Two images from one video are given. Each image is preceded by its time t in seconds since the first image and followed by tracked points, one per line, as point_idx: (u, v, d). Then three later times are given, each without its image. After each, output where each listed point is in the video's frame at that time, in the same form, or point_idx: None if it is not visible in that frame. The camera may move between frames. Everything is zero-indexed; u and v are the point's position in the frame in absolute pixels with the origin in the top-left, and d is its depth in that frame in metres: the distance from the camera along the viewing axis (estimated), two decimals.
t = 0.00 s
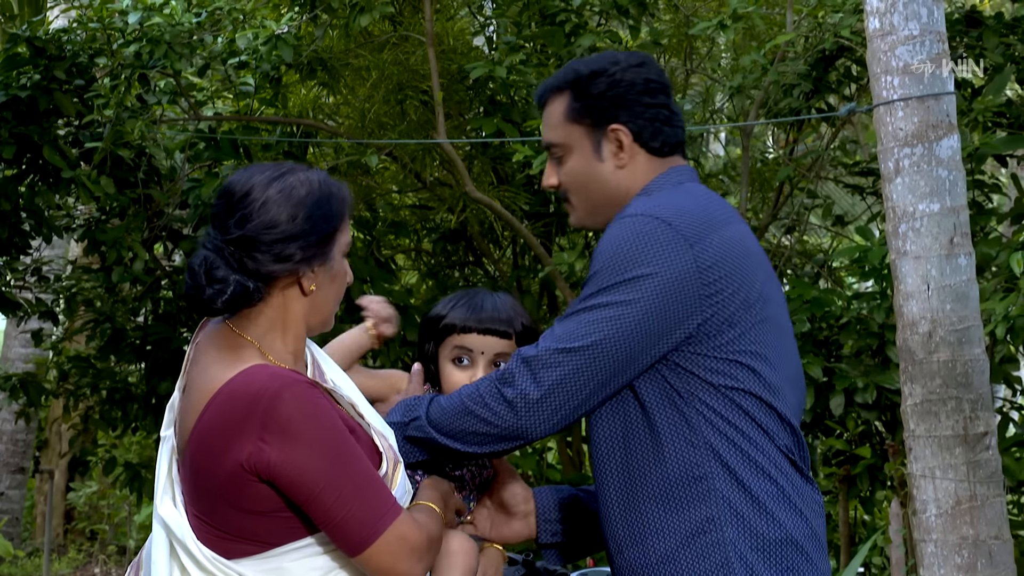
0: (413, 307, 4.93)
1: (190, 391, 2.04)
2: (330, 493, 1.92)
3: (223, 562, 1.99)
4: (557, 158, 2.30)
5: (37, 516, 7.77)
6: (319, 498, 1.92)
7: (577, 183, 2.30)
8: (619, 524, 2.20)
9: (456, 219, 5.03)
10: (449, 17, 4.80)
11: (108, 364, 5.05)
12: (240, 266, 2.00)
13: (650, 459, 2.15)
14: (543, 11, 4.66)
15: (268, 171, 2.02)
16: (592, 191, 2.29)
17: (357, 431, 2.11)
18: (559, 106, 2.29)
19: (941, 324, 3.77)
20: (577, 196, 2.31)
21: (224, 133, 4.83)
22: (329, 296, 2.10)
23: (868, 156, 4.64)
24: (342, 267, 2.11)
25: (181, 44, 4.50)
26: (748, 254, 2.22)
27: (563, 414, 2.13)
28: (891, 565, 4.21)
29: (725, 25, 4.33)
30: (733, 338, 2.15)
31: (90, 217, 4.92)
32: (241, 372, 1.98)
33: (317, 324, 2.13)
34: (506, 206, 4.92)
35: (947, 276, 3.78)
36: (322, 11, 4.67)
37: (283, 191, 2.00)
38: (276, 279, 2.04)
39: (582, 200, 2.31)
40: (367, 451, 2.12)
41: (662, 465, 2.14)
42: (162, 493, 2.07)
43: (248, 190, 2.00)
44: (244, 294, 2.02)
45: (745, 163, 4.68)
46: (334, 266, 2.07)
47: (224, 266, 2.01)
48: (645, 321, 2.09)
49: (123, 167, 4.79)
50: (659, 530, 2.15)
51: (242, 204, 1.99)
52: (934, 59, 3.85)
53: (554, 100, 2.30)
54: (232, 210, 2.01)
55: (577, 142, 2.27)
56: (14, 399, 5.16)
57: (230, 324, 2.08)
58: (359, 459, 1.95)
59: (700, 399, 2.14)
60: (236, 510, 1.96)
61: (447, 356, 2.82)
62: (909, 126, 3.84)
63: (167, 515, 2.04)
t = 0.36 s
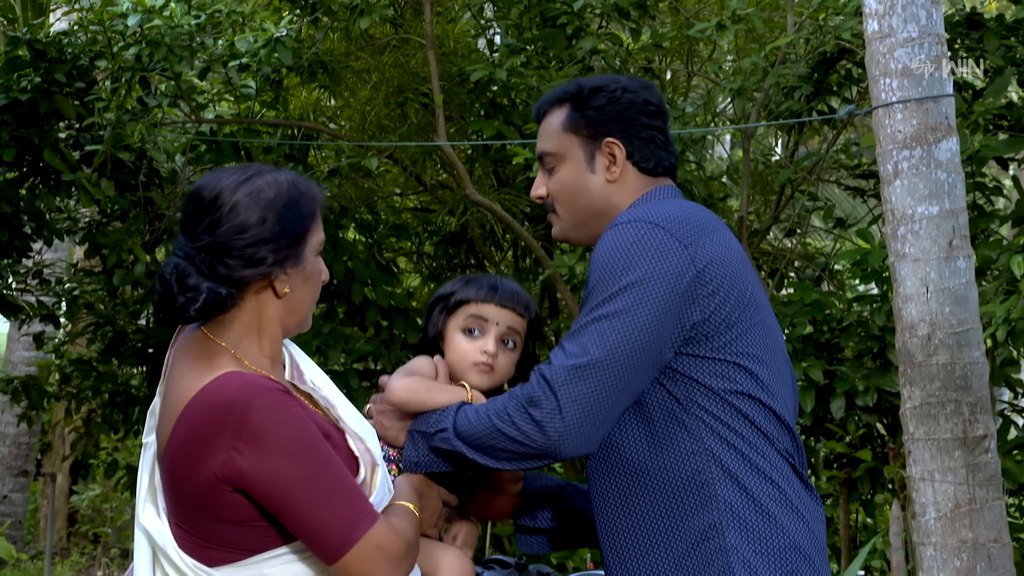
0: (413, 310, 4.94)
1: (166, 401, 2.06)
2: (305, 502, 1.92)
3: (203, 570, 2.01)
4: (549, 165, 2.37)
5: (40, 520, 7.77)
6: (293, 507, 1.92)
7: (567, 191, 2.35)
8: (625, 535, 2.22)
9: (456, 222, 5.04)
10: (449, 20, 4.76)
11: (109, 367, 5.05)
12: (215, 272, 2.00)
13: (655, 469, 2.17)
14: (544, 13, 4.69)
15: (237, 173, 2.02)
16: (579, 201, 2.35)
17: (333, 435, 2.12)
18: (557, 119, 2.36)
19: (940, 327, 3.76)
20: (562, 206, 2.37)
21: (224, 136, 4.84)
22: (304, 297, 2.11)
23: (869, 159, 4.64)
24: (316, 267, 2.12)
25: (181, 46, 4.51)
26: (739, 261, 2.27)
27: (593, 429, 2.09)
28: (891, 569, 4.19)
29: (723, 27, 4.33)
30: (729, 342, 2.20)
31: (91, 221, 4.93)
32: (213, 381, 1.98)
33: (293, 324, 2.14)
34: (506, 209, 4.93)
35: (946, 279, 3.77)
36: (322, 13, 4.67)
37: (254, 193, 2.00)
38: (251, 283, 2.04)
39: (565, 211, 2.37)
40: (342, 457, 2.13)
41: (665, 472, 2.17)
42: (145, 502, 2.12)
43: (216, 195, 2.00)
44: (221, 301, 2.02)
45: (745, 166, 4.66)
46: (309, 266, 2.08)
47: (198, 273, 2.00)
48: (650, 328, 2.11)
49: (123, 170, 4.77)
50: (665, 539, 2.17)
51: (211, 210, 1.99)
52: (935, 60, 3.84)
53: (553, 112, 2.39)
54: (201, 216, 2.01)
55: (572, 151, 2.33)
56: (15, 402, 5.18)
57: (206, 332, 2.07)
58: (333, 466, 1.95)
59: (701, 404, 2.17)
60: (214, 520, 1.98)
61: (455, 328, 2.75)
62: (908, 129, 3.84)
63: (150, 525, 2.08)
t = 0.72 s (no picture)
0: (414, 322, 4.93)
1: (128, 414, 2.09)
2: (250, 511, 1.90)
3: None
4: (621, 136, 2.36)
5: (44, 532, 7.75)
6: (237, 515, 1.90)
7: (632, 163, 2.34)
8: (635, 537, 2.23)
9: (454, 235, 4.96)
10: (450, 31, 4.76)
11: (111, 380, 5.04)
12: (167, 281, 2.02)
13: (689, 476, 2.19)
14: (545, 25, 4.65)
15: (184, 182, 2.05)
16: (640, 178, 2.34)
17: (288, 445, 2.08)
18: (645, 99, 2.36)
19: (938, 339, 3.75)
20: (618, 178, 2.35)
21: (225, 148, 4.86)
22: (260, 301, 2.10)
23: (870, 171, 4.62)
24: (275, 270, 2.11)
25: (181, 59, 4.55)
26: (794, 288, 2.29)
27: (649, 431, 2.09)
28: None
29: (724, 39, 4.33)
30: (776, 369, 2.24)
31: (93, 233, 4.95)
32: (160, 389, 1.99)
33: (255, 328, 2.14)
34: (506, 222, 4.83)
35: (945, 291, 3.77)
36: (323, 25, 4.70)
37: (198, 201, 2.01)
38: (202, 289, 2.04)
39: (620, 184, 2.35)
40: (299, 470, 2.07)
41: (693, 480, 2.19)
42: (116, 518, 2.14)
43: (165, 206, 2.02)
44: (172, 310, 2.03)
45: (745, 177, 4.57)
46: (263, 269, 2.08)
47: (150, 284, 2.03)
48: (717, 342, 2.11)
49: (124, 182, 4.76)
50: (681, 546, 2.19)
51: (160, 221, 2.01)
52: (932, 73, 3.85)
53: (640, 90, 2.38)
54: (151, 227, 2.04)
55: (648, 130, 2.33)
56: (17, 414, 5.18)
57: (161, 343, 2.09)
58: (282, 474, 1.93)
59: (737, 423, 2.20)
60: (167, 531, 1.97)
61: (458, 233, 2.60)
62: (907, 141, 3.84)
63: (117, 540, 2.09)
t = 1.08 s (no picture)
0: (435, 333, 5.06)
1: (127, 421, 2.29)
2: (227, 514, 2.07)
3: None
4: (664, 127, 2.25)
5: (78, 537, 7.92)
6: (215, 517, 2.08)
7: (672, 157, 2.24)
8: (657, 515, 2.10)
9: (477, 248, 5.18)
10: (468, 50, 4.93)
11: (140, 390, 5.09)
12: (157, 291, 2.25)
13: (731, 460, 2.06)
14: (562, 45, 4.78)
15: (166, 197, 2.26)
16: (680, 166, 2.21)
17: (274, 452, 2.26)
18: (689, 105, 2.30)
19: (945, 349, 3.85)
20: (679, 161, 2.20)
21: (252, 162, 5.00)
22: (247, 304, 2.31)
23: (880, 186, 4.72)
24: (258, 273, 2.31)
25: (207, 77, 4.68)
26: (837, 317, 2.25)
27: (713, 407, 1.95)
28: None
29: (736, 56, 4.42)
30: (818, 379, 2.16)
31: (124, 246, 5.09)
32: (152, 392, 2.20)
33: (246, 330, 2.34)
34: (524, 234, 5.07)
35: (950, 302, 3.87)
36: (345, 44, 4.82)
37: (177, 213, 2.22)
38: (190, 297, 2.26)
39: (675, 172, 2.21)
40: (280, 473, 2.26)
41: (732, 469, 2.06)
42: (116, 521, 2.35)
43: (146, 224, 2.24)
44: (159, 321, 2.25)
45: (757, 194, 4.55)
46: (246, 272, 2.28)
47: (142, 296, 2.25)
48: (791, 334, 2.01)
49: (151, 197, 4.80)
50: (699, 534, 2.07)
51: (143, 240, 2.23)
52: (936, 91, 3.94)
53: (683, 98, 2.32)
54: (138, 245, 2.26)
55: (719, 121, 2.22)
56: (50, 423, 5.32)
57: (156, 351, 2.31)
58: (259, 481, 2.10)
59: (778, 419, 2.09)
60: (157, 528, 2.16)
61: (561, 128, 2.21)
62: (913, 156, 3.94)
63: (117, 542, 2.30)
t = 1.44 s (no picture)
0: (460, 331, 5.28)
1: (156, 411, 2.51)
2: (218, 503, 2.22)
3: (171, 561, 2.39)
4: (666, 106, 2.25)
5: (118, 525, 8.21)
6: (207, 504, 2.22)
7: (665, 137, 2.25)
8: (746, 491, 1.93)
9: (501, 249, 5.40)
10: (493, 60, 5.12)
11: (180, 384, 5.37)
12: (177, 291, 2.45)
13: (806, 443, 1.98)
14: (582, 54, 4.98)
15: (185, 203, 2.47)
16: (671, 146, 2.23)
17: (280, 449, 2.41)
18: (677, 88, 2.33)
19: (948, 346, 4.01)
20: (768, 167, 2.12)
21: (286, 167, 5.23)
22: (259, 297, 2.47)
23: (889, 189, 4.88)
24: (271, 270, 2.48)
25: (242, 86, 4.87)
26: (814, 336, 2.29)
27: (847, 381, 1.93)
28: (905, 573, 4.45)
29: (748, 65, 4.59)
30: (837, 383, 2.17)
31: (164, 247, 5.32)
32: (171, 384, 2.39)
33: (264, 325, 2.51)
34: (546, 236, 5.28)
35: (954, 301, 4.03)
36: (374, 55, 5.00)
37: (190, 217, 2.42)
38: (207, 296, 2.45)
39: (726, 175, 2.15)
40: (285, 469, 2.39)
41: (803, 452, 1.97)
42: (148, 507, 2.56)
43: (164, 232, 2.45)
44: (178, 320, 2.45)
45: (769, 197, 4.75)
46: (258, 269, 2.45)
47: (165, 298, 2.47)
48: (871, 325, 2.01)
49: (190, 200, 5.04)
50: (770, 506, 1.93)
51: (162, 246, 2.44)
52: (940, 98, 4.06)
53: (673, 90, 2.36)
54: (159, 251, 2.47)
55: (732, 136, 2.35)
56: (95, 415, 5.58)
57: (181, 348, 2.51)
58: (252, 473, 2.24)
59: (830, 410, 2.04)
60: (169, 513, 2.36)
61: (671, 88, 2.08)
62: (918, 160, 4.07)
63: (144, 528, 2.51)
